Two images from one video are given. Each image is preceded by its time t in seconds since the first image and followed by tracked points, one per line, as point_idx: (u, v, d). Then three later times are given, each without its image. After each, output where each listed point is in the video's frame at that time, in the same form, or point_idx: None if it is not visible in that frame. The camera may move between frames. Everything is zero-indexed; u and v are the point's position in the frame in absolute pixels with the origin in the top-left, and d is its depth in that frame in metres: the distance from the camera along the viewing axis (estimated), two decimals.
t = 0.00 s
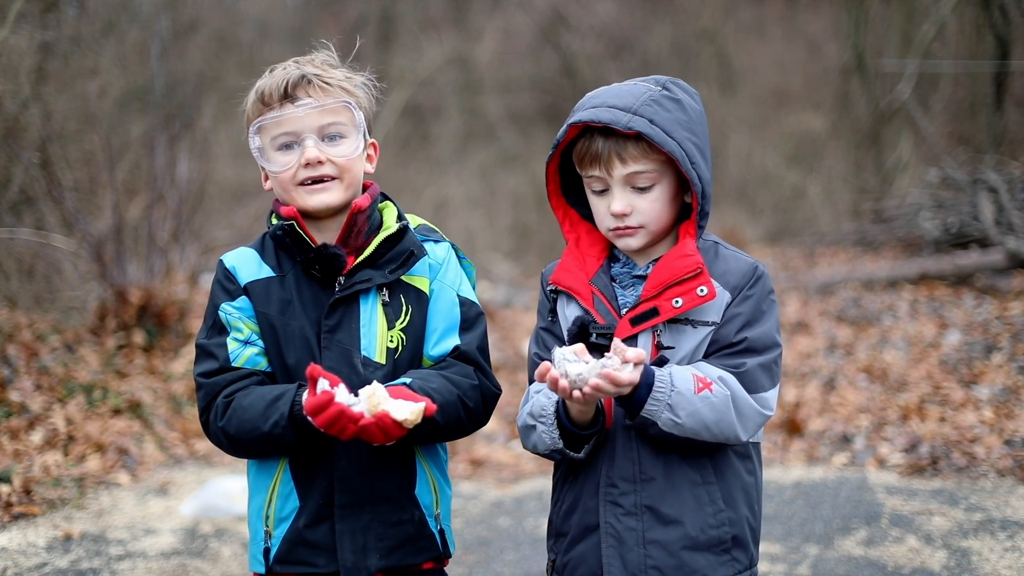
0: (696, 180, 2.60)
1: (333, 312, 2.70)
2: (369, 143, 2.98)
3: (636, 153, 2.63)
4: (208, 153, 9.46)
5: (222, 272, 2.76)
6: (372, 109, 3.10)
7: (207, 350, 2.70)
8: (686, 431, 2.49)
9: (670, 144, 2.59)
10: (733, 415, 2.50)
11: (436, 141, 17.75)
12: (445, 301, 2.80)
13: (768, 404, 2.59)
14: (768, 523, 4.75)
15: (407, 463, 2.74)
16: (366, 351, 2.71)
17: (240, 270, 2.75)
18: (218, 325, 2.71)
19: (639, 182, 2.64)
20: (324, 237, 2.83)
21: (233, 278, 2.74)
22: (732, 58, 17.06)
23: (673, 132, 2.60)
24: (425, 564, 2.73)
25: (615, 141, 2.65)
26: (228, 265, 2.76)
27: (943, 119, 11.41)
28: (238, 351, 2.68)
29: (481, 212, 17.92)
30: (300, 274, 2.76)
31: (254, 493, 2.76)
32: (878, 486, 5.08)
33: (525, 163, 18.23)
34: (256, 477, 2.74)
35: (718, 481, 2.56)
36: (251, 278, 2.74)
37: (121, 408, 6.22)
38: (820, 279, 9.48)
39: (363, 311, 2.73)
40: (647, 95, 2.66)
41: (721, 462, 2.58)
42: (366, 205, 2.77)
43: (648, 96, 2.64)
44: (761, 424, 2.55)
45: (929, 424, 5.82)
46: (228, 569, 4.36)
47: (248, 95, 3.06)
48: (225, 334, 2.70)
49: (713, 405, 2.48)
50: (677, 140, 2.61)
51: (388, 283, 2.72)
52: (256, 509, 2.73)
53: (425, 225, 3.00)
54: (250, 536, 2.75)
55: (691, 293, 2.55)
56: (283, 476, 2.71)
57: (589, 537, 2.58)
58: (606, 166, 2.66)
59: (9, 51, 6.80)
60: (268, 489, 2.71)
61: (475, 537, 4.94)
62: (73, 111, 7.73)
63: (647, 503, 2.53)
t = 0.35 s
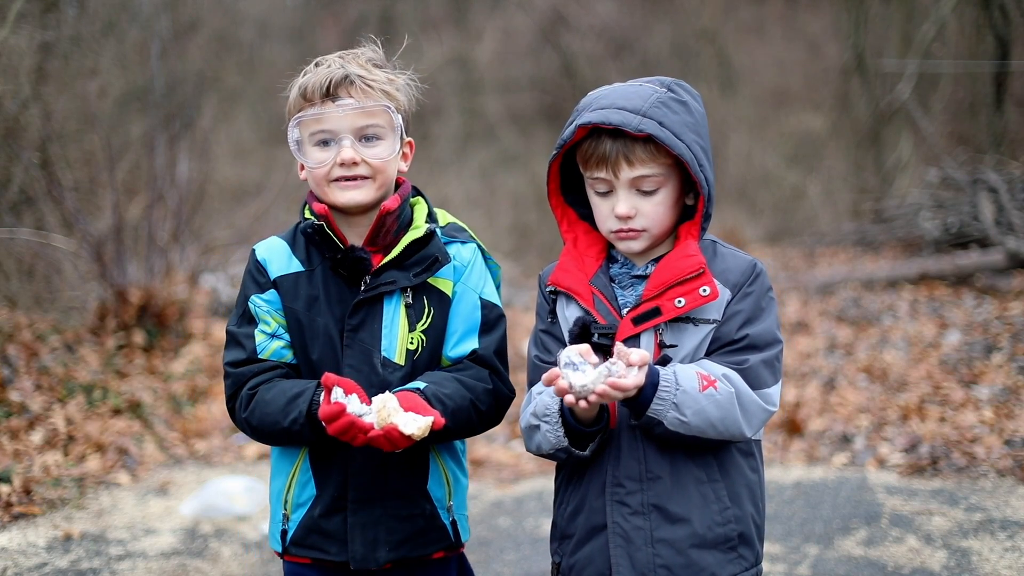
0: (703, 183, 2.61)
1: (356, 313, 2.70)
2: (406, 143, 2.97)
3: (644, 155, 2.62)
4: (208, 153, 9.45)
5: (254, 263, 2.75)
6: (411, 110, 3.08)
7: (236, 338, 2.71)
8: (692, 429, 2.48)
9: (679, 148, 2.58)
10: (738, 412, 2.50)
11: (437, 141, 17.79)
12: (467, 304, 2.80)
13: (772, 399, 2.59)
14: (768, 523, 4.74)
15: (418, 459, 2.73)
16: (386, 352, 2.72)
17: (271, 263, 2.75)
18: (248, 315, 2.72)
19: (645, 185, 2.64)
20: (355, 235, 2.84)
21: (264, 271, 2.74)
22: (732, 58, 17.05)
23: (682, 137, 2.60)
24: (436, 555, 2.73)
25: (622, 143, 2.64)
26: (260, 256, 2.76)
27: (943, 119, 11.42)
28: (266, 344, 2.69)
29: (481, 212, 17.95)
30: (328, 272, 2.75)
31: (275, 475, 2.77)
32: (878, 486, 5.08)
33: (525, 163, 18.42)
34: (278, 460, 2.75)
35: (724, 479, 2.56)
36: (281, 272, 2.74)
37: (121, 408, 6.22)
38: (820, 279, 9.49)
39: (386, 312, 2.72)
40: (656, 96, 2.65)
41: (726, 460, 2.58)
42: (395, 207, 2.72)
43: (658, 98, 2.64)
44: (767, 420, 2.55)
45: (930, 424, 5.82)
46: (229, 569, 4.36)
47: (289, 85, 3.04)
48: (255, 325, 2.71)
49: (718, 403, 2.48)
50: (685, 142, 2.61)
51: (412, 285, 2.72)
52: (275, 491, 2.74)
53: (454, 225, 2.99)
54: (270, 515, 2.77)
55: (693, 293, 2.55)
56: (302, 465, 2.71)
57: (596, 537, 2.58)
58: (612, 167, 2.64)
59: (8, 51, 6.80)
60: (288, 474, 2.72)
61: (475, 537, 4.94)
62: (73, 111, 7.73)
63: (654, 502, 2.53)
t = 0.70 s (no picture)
0: (714, 182, 2.62)
1: (354, 313, 2.70)
2: (396, 141, 2.95)
3: (654, 154, 2.62)
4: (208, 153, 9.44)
5: (249, 267, 2.75)
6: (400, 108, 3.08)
7: (232, 343, 2.71)
8: (700, 427, 2.49)
9: (689, 146, 2.59)
10: (745, 409, 2.50)
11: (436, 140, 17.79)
12: (464, 301, 2.79)
13: (779, 397, 2.60)
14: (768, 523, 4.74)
15: (418, 457, 2.73)
16: (386, 350, 2.72)
17: (266, 266, 2.75)
18: (244, 319, 2.71)
19: (655, 184, 2.64)
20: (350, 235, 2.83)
21: (259, 274, 2.74)
22: (732, 58, 17.04)
23: (692, 135, 2.60)
24: (441, 555, 2.73)
25: (633, 141, 2.64)
26: (255, 260, 2.76)
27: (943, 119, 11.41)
28: (263, 348, 2.69)
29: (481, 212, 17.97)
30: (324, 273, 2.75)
31: (274, 481, 2.77)
32: (878, 486, 5.08)
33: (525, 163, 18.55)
34: (276, 467, 2.75)
35: (731, 477, 2.57)
36: (276, 275, 2.74)
37: (121, 408, 6.22)
38: (820, 279, 9.49)
39: (385, 310, 2.72)
40: (666, 95, 2.65)
41: (733, 458, 2.59)
42: (390, 207, 2.74)
43: (667, 97, 2.64)
44: (773, 417, 2.56)
45: (930, 424, 5.82)
46: (229, 569, 4.36)
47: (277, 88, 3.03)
48: (251, 329, 2.71)
49: (726, 400, 2.49)
50: (695, 141, 2.61)
51: (409, 283, 2.72)
52: (275, 497, 2.74)
53: (448, 222, 2.97)
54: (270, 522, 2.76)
55: (699, 291, 2.56)
56: (303, 468, 2.71)
57: (604, 536, 2.57)
58: (622, 166, 2.64)
59: (8, 51, 6.80)
60: (288, 478, 2.72)
61: (475, 537, 4.94)
62: (73, 111, 7.72)
63: (662, 500, 2.53)
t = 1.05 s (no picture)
0: (717, 183, 2.62)
1: (339, 314, 2.70)
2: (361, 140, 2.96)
3: (655, 155, 2.63)
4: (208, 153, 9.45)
5: (222, 273, 2.71)
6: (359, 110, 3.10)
7: (205, 351, 2.66)
8: (699, 426, 2.49)
9: (692, 148, 2.59)
10: (746, 408, 2.50)
11: (437, 140, 17.78)
12: (443, 305, 2.83)
13: (779, 396, 2.60)
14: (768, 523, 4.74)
15: (411, 461, 2.76)
16: (373, 352, 2.72)
17: (240, 272, 2.72)
18: (219, 325, 2.66)
19: (655, 184, 2.64)
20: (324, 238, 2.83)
21: (233, 280, 2.70)
22: (733, 58, 17.03)
23: (694, 137, 2.61)
24: (430, 565, 2.75)
25: (635, 142, 2.64)
26: (227, 266, 2.72)
27: (943, 119, 11.41)
28: (242, 354, 2.65)
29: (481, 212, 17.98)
30: (301, 276, 2.74)
31: (248, 497, 2.70)
32: (878, 486, 5.08)
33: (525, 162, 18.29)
34: (253, 482, 2.69)
35: (731, 476, 2.56)
36: (252, 279, 2.71)
37: (121, 408, 6.22)
38: (820, 279, 9.50)
39: (368, 313, 2.73)
40: (668, 96, 2.66)
41: (733, 457, 2.58)
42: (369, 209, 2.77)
43: (671, 98, 2.65)
44: (773, 416, 2.56)
45: (930, 424, 5.82)
46: (229, 569, 4.36)
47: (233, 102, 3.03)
48: (227, 335, 2.66)
49: (726, 400, 2.49)
50: (698, 143, 2.62)
51: (392, 285, 2.74)
52: (254, 514, 2.68)
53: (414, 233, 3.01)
54: (245, 541, 2.70)
55: (700, 291, 2.56)
56: (287, 478, 2.67)
57: (603, 534, 2.57)
58: (624, 166, 2.65)
59: (8, 51, 6.80)
60: (270, 491, 2.67)
61: (474, 537, 4.94)
62: (73, 111, 7.73)
63: (661, 498, 2.53)
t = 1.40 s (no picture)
0: (698, 197, 2.61)
1: (310, 322, 2.70)
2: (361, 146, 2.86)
3: (635, 161, 2.62)
4: (209, 153, 9.45)
5: (198, 278, 2.73)
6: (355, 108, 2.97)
7: (177, 356, 2.68)
8: (657, 428, 2.49)
9: (678, 160, 2.58)
10: (709, 414, 2.49)
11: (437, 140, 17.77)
12: (421, 314, 2.79)
13: (750, 403, 2.58)
14: (768, 523, 4.75)
15: (385, 472, 2.73)
16: (343, 360, 2.72)
17: (216, 277, 2.72)
18: (191, 330, 2.68)
19: (630, 189, 2.64)
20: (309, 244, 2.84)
21: (208, 285, 2.72)
22: (732, 58, 17.02)
23: (681, 149, 2.60)
24: None
25: (616, 145, 2.64)
26: (204, 272, 2.74)
27: (943, 119, 11.41)
28: (210, 359, 2.67)
29: (481, 212, 17.99)
30: (277, 286, 2.74)
31: (222, 505, 2.74)
32: (878, 486, 5.08)
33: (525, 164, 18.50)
34: (223, 490, 2.72)
35: (701, 480, 2.54)
36: (226, 285, 2.71)
37: (122, 408, 6.23)
38: (820, 279, 9.50)
39: (341, 321, 2.73)
40: (662, 104, 2.64)
41: (704, 461, 2.57)
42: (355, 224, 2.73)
43: (663, 106, 2.63)
44: (742, 424, 2.53)
45: (929, 425, 5.82)
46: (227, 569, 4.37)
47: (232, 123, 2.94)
48: (198, 340, 2.68)
49: (687, 405, 2.48)
50: (684, 155, 2.60)
51: (366, 295, 2.72)
52: (223, 521, 2.71)
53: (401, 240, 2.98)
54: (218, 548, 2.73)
55: (670, 301, 2.56)
56: (251, 485, 2.69)
57: (565, 534, 2.59)
58: (601, 167, 2.66)
59: (9, 50, 6.80)
60: (236, 499, 2.69)
61: (475, 537, 4.94)
62: (73, 111, 7.73)
63: (620, 501, 2.53)
